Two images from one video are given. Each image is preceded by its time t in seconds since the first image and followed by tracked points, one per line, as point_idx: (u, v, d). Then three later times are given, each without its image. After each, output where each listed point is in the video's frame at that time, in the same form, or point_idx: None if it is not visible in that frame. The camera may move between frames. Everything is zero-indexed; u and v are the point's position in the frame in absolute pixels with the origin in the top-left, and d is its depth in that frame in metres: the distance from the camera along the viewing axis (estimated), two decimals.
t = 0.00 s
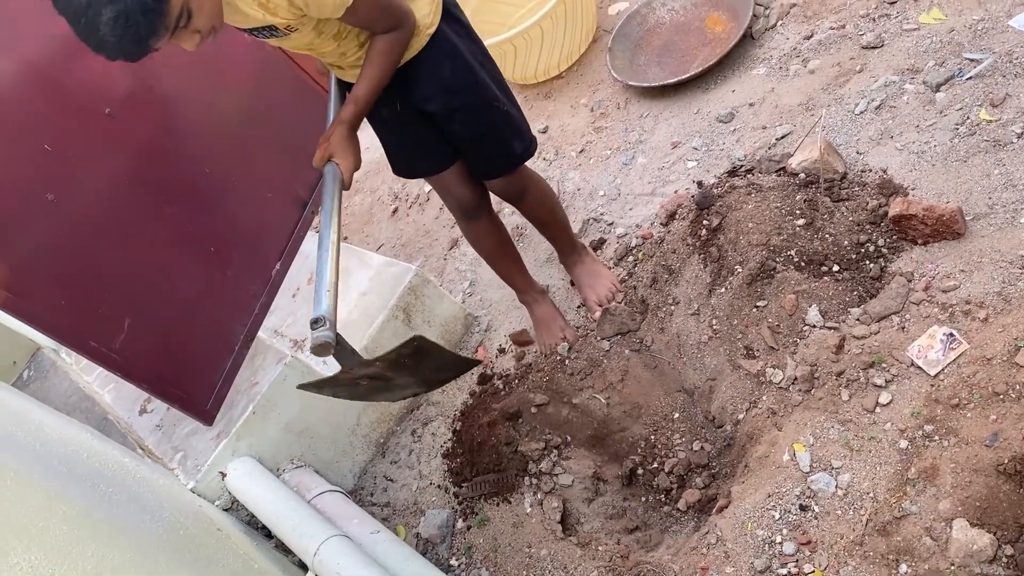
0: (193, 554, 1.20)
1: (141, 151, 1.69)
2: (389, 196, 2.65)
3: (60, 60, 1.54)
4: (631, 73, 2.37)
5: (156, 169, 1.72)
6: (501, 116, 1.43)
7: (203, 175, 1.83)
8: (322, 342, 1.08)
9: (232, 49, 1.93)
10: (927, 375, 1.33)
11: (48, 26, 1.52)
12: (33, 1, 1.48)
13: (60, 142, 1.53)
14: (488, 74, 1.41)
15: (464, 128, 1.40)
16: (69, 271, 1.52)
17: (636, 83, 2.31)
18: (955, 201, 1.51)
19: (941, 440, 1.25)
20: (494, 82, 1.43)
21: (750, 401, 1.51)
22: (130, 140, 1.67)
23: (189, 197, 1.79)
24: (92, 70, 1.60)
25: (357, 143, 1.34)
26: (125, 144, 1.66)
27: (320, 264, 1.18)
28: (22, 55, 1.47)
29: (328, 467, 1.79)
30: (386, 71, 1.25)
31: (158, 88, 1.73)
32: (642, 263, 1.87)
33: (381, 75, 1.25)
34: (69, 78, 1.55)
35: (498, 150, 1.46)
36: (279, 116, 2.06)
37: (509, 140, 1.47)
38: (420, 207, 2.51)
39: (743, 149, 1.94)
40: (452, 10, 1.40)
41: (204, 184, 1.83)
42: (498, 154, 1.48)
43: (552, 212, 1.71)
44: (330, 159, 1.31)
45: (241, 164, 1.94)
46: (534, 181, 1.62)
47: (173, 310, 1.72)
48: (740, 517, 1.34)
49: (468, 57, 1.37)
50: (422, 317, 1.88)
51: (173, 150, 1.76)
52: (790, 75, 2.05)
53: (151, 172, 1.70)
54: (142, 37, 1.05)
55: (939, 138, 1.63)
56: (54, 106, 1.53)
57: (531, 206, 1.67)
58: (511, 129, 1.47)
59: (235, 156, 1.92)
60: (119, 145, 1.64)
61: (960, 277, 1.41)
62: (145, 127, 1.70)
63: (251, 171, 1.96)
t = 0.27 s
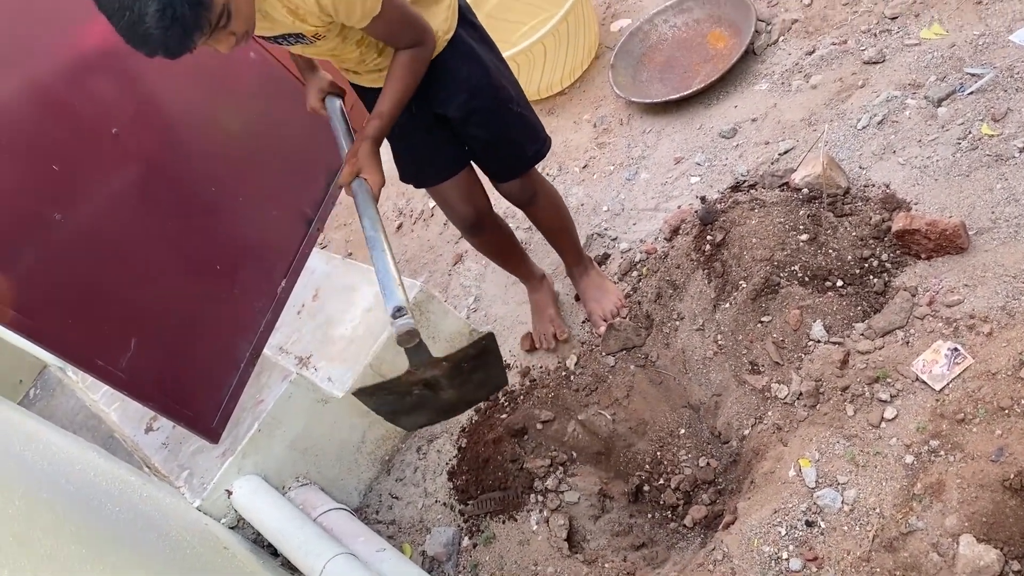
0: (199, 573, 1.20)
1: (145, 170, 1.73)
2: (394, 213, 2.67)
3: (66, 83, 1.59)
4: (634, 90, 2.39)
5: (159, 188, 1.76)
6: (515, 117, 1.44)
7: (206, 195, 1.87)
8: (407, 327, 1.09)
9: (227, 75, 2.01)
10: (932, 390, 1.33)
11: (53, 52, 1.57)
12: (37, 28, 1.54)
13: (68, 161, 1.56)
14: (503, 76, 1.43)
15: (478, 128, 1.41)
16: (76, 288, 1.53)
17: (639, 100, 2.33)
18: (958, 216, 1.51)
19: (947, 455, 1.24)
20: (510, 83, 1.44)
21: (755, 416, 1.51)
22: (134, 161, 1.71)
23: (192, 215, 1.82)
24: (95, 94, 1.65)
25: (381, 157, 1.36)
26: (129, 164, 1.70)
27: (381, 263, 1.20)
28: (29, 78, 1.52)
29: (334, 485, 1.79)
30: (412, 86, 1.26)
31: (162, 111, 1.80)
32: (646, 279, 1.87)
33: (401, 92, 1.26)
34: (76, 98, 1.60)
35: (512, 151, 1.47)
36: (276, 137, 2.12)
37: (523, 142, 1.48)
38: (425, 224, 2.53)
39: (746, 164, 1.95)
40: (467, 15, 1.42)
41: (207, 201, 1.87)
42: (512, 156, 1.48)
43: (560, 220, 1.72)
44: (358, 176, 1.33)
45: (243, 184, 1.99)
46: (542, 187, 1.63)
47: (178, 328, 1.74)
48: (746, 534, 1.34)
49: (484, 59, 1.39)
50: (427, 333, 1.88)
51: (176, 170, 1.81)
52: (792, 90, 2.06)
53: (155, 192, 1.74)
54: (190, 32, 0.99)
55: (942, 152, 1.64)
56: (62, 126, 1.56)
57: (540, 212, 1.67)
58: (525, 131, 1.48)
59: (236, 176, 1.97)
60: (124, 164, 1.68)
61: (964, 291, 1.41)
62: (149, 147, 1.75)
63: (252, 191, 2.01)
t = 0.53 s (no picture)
0: None
1: (150, 185, 1.73)
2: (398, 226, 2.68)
3: (71, 101, 1.59)
4: (636, 103, 2.40)
5: (164, 203, 1.76)
6: (522, 123, 1.46)
7: (212, 208, 1.87)
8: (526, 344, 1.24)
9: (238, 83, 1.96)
10: (937, 402, 1.32)
11: (58, 69, 1.57)
12: (41, 47, 1.55)
13: (72, 178, 1.57)
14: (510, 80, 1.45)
15: (485, 131, 1.42)
16: (79, 305, 1.55)
17: (641, 112, 2.34)
18: (962, 227, 1.51)
19: (953, 467, 1.24)
20: (517, 91, 1.46)
21: (760, 428, 1.50)
22: (139, 175, 1.71)
23: (197, 229, 1.82)
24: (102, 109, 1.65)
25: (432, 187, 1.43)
26: (135, 179, 1.70)
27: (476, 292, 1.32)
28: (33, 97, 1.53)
29: (338, 499, 1.79)
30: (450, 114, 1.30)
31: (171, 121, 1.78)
32: (650, 291, 1.88)
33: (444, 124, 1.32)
34: (80, 114, 1.60)
35: (519, 155, 1.48)
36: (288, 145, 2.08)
37: (530, 148, 1.49)
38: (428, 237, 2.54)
39: (748, 176, 1.95)
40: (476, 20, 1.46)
41: (212, 214, 1.87)
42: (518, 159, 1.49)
43: (569, 230, 1.72)
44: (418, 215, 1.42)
45: (250, 194, 1.98)
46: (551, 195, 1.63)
47: (183, 342, 1.75)
48: (752, 546, 1.33)
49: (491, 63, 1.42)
50: (431, 346, 1.88)
51: (182, 183, 1.80)
52: (794, 102, 2.07)
53: (160, 206, 1.74)
54: (230, 107, 1.02)
55: (945, 163, 1.64)
56: (67, 144, 1.57)
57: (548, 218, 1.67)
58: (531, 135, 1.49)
59: (244, 186, 1.96)
60: (129, 180, 1.69)
61: (968, 302, 1.41)
62: (155, 161, 1.75)
63: (260, 200, 1.99)
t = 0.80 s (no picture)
0: None
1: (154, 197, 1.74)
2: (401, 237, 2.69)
3: (72, 115, 1.61)
4: (638, 114, 2.41)
5: (169, 215, 1.76)
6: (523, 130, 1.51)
7: (218, 220, 1.86)
8: (728, 497, 1.22)
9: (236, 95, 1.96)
10: (941, 411, 1.32)
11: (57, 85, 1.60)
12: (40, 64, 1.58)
13: (75, 191, 1.59)
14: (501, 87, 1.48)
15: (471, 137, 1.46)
16: (82, 318, 1.56)
17: (643, 123, 2.35)
18: (964, 236, 1.52)
19: (957, 477, 1.24)
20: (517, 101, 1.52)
21: (764, 437, 1.48)
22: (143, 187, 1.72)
23: (201, 241, 1.82)
24: (103, 123, 1.67)
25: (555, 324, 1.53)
26: (139, 192, 1.71)
27: (639, 427, 1.33)
28: (34, 113, 1.56)
29: (342, 511, 1.78)
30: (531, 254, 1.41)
31: (173, 135, 1.80)
32: (653, 301, 1.88)
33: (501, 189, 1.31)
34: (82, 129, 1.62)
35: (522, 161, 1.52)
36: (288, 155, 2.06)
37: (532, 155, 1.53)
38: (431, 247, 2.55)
39: (750, 186, 1.95)
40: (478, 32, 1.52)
41: (217, 225, 1.86)
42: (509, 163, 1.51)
43: (576, 242, 1.72)
44: (560, 350, 1.49)
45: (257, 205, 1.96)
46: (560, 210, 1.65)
47: (187, 354, 1.75)
48: (757, 556, 1.34)
49: (480, 70, 1.46)
50: (434, 357, 1.89)
51: (186, 195, 1.81)
52: (795, 112, 2.08)
53: (163, 218, 1.75)
54: (337, 221, 1.11)
55: (947, 172, 1.65)
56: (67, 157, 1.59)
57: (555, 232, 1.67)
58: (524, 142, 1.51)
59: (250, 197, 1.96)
60: (133, 192, 1.69)
61: (971, 311, 1.41)
62: (159, 173, 1.75)
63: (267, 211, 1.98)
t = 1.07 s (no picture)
0: None
1: (156, 207, 1.74)
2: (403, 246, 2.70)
3: (73, 127, 1.62)
4: (639, 122, 2.42)
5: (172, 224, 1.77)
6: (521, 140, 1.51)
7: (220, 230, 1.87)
8: None
9: (238, 106, 1.96)
10: (945, 419, 1.32)
11: (59, 97, 1.61)
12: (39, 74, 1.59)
13: (77, 201, 1.60)
14: (500, 101, 1.49)
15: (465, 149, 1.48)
16: (84, 327, 1.56)
17: (645, 131, 2.36)
18: (966, 243, 1.51)
19: (962, 484, 1.23)
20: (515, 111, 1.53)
21: (767, 446, 1.49)
22: (146, 197, 1.72)
23: (203, 252, 1.83)
24: (105, 135, 1.67)
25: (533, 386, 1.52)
26: (142, 202, 1.71)
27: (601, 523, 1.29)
28: (37, 125, 1.57)
29: (343, 521, 1.78)
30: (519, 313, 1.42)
31: (177, 145, 1.80)
32: (655, 308, 1.88)
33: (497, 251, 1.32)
34: (84, 139, 1.63)
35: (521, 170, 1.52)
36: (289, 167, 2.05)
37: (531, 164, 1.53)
38: (433, 256, 2.55)
39: (752, 194, 1.95)
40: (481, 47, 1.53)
41: (220, 236, 1.87)
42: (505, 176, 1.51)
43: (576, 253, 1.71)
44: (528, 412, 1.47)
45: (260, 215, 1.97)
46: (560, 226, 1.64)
47: (189, 363, 1.76)
48: (761, 565, 1.32)
49: (479, 84, 1.47)
50: (436, 366, 1.89)
51: (189, 204, 1.81)
52: (797, 119, 2.08)
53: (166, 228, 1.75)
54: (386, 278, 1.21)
55: (948, 179, 1.65)
56: (70, 169, 1.60)
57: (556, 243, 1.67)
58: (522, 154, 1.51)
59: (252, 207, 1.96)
60: (136, 203, 1.70)
61: (974, 318, 1.40)
62: (162, 183, 1.76)
63: (270, 221, 1.99)
